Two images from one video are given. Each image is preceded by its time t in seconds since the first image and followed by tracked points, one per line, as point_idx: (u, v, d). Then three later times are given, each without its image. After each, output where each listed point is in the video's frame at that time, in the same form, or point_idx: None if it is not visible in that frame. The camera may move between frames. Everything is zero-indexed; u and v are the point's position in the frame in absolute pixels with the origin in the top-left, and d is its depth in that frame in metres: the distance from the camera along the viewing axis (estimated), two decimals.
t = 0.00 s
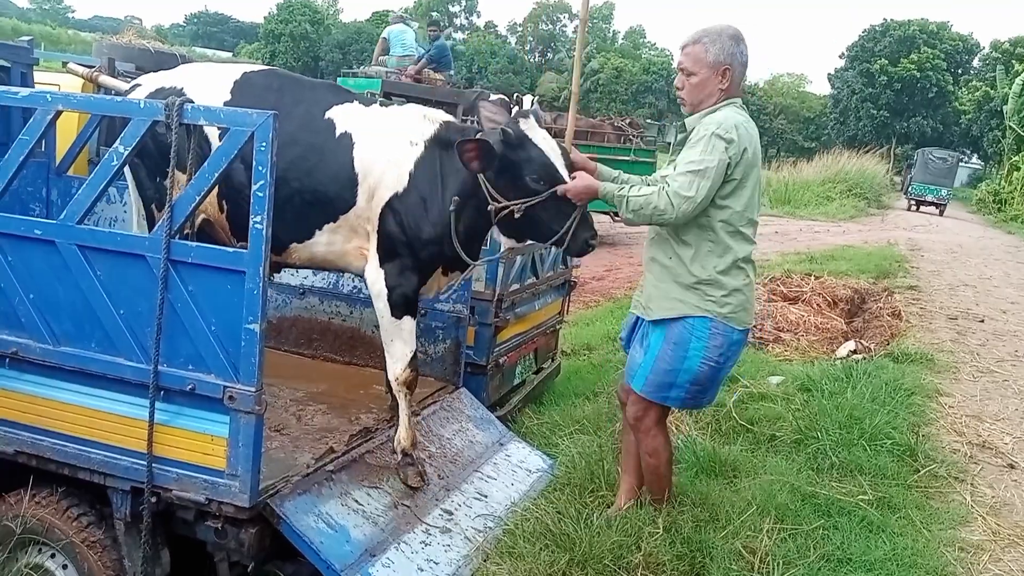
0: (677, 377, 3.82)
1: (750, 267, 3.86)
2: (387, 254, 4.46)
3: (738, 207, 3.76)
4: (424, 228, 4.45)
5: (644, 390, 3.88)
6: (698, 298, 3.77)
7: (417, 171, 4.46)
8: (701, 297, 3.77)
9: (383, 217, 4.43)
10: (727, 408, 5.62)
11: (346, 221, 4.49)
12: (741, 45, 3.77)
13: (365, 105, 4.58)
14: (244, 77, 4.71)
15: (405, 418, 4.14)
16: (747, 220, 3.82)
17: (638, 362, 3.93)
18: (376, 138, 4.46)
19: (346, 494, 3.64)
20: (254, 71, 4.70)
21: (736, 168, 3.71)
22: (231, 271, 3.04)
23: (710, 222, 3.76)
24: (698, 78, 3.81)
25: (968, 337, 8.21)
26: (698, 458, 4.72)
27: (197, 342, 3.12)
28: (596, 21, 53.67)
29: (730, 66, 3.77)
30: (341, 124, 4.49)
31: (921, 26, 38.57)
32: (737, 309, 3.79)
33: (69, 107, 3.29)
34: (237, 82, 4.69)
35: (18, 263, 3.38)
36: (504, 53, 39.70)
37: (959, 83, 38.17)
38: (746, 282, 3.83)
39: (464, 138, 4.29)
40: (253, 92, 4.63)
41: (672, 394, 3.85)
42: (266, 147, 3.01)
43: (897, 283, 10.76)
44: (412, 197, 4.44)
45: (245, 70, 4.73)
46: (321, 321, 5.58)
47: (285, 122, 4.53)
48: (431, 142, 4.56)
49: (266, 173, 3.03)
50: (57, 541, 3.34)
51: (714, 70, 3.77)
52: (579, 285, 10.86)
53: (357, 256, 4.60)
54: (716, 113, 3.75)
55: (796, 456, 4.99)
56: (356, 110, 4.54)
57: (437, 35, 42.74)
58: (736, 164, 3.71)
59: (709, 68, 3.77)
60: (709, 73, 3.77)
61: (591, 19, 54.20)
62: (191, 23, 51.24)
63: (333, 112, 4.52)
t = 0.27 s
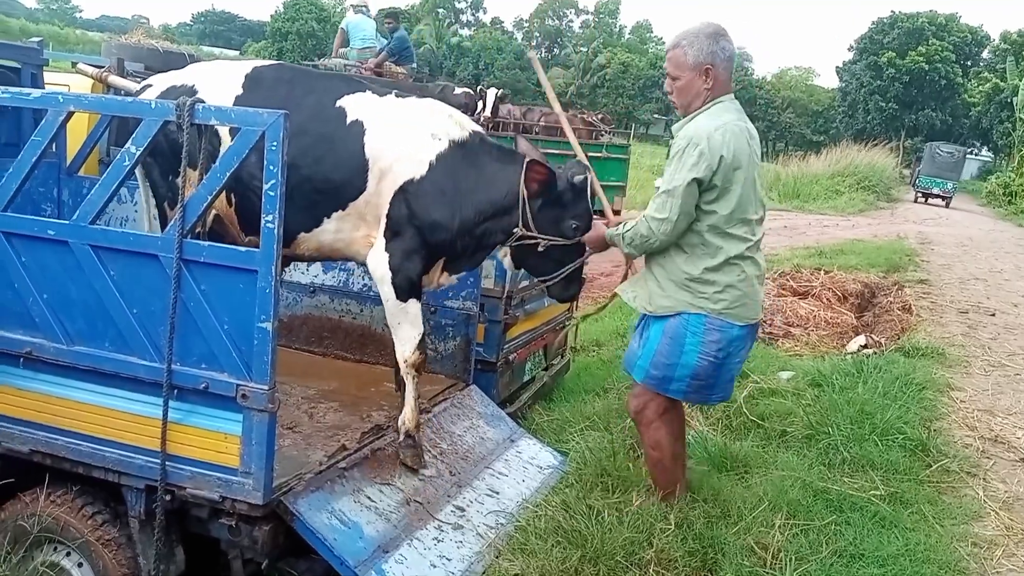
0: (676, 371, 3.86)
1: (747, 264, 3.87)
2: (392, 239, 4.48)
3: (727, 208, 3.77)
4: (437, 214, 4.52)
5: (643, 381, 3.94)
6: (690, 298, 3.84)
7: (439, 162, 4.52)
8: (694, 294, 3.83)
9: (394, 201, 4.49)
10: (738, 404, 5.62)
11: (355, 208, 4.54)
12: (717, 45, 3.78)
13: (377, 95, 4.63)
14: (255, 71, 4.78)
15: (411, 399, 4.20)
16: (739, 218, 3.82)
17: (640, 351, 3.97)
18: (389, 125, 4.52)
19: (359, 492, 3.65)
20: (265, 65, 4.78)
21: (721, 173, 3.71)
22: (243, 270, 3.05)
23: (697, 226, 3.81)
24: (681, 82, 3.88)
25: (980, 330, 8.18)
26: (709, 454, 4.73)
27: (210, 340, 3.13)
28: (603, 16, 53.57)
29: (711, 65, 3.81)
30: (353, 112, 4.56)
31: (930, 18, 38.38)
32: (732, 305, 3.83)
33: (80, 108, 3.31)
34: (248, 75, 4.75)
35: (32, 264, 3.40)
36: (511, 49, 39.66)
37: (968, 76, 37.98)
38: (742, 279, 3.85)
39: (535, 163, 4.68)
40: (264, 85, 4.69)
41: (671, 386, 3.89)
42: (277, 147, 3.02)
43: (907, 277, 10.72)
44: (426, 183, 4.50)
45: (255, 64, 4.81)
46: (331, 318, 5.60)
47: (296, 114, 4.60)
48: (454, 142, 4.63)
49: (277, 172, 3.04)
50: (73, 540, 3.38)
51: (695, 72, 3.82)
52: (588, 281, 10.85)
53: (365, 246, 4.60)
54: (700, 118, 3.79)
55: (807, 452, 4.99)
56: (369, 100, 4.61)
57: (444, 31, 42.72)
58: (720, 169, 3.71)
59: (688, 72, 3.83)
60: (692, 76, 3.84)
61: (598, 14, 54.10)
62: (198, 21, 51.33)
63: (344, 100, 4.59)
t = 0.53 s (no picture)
0: (667, 372, 3.85)
1: (745, 277, 3.80)
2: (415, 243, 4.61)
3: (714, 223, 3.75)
4: (457, 218, 4.62)
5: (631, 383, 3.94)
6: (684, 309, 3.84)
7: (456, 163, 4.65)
8: (689, 308, 3.82)
9: (414, 207, 4.57)
10: (743, 403, 5.61)
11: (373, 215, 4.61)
12: (684, 69, 3.80)
13: (391, 103, 4.73)
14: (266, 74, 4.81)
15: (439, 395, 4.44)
16: (730, 233, 3.77)
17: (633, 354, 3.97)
18: (406, 132, 4.61)
19: (364, 490, 3.66)
20: (276, 68, 4.81)
21: (700, 192, 3.70)
22: (249, 269, 3.06)
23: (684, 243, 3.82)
24: (657, 109, 3.93)
25: (986, 329, 8.16)
26: (714, 453, 4.73)
27: (216, 339, 3.15)
28: (609, 14, 53.50)
29: (678, 91, 3.82)
30: (369, 119, 4.64)
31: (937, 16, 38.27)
32: (727, 317, 3.78)
33: (88, 108, 3.31)
34: (260, 80, 4.78)
35: (38, 262, 3.41)
36: (516, 47, 39.65)
37: (975, 73, 37.86)
38: (738, 291, 3.79)
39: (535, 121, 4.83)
40: (277, 90, 4.73)
41: (662, 386, 3.89)
42: (283, 147, 3.03)
43: (913, 275, 10.69)
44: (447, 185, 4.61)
45: (266, 67, 4.84)
46: (337, 317, 5.60)
47: (312, 118, 4.65)
48: (469, 141, 4.77)
49: (283, 172, 3.05)
50: (79, 537, 3.39)
51: (665, 99, 3.85)
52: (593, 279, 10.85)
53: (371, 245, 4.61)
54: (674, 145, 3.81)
55: (812, 450, 4.98)
56: (385, 106, 4.69)
57: (449, 29, 42.71)
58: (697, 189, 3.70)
59: (660, 98, 3.87)
60: (663, 103, 3.87)
61: (603, 12, 54.05)
62: (204, 20, 51.43)
63: (361, 107, 4.67)
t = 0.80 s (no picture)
0: (645, 357, 3.84)
1: (723, 255, 3.77)
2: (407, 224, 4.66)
3: (697, 195, 3.73)
4: (451, 197, 4.74)
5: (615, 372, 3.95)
6: (659, 276, 3.84)
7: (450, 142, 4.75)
8: (666, 282, 3.81)
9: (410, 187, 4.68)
10: (746, 395, 5.61)
11: (368, 199, 4.72)
12: (706, 32, 3.76)
13: (386, 88, 4.80)
14: (260, 61, 4.85)
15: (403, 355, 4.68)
16: (713, 207, 3.74)
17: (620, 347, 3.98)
18: (399, 115, 4.70)
19: (368, 484, 3.67)
20: (270, 56, 4.83)
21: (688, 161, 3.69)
22: (250, 264, 3.06)
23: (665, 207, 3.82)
24: (671, 67, 3.90)
25: (990, 319, 8.15)
26: (718, 445, 4.73)
27: (218, 335, 3.15)
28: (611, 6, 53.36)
29: (694, 54, 3.78)
30: (363, 104, 4.72)
31: (941, 5, 38.10)
32: (699, 294, 3.75)
33: (88, 104, 3.31)
34: (254, 66, 4.82)
35: (41, 259, 3.42)
36: (518, 39, 39.59)
37: (979, 62, 37.70)
38: (712, 269, 3.76)
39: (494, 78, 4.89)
40: (272, 77, 4.77)
41: (643, 374, 3.86)
42: (283, 142, 3.03)
43: (918, 266, 10.67)
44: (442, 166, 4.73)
45: (259, 55, 4.86)
46: (340, 312, 5.61)
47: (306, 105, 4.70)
48: (458, 120, 4.85)
49: (284, 167, 3.04)
50: (84, 533, 3.41)
51: (680, 59, 3.82)
52: (597, 272, 10.84)
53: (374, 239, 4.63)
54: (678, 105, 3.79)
55: (816, 441, 4.98)
56: (378, 90, 4.78)
57: (451, 23, 42.61)
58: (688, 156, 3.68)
59: (676, 56, 3.84)
60: (676, 62, 3.84)
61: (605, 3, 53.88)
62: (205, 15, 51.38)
63: (355, 93, 4.74)
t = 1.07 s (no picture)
0: (633, 346, 3.89)
1: (705, 248, 3.78)
2: (400, 220, 4.60)
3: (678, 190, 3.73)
4: (450, 185, 4.62)
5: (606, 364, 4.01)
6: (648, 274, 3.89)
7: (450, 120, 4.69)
8: (654, 278, 3.86)
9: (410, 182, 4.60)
10: (751, 389, 5.61)
11: (365, 188, 4.65)
12: (686, 26, 3.71)
13: (379, 77, 4.79)
14: (255, 57, 4.83)
15: (389, 352, 4.62)
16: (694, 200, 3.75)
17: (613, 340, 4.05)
18: (394, 103, 4.65)
19: (373, 480, 3.67)
20: (265, 51, 4.85)
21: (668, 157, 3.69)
22: (254, 261, 3.06)
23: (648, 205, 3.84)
24: (648, 57, 3.85)
25: (995, 312, 8.12)
26: (723, 439, 4.73)
27: (222, 331, 3.16)
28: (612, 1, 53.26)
29: (673, 48, 3.73)
30: (358, 94, 4.67)
31: None
32: (686, 288, 3.79)
33: (90, 102, 3.31)
34: (248, 62, 4.80)
35: (45, 257, 3.42)
36: (520, 34, 39.54)
37: (983, 55, 37.57)
38: (695, 261, 3.78)
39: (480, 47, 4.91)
40: (266, 72, 4.76)
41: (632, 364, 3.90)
42: (286, 138, 3.03)
43: (922, 260, 10.64)
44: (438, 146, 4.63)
45: (255, 50, 4.87)
46: (344, 308, 5.61)
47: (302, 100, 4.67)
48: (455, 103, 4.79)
49: (286, 163, 3.04)
50: (91, 529, 3.42)
51: (659, 53, 3.77)
52: (600, 268, 10.83)
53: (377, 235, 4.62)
54: (657, 103, 3.76)
55: (821, 436, 4.98)
56: (372, 80, 4.74)
57: (453, 18, 42.55)
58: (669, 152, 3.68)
59: (655, 48, 3.79)
60: (655, 55, 3.78)
61: None
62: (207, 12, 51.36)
63: (349, 84, 4.71)
